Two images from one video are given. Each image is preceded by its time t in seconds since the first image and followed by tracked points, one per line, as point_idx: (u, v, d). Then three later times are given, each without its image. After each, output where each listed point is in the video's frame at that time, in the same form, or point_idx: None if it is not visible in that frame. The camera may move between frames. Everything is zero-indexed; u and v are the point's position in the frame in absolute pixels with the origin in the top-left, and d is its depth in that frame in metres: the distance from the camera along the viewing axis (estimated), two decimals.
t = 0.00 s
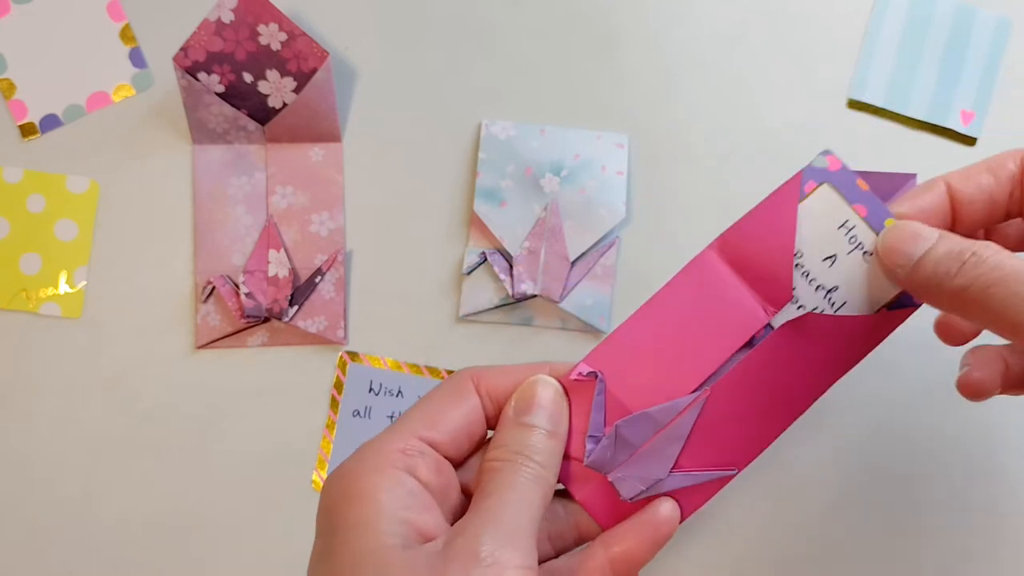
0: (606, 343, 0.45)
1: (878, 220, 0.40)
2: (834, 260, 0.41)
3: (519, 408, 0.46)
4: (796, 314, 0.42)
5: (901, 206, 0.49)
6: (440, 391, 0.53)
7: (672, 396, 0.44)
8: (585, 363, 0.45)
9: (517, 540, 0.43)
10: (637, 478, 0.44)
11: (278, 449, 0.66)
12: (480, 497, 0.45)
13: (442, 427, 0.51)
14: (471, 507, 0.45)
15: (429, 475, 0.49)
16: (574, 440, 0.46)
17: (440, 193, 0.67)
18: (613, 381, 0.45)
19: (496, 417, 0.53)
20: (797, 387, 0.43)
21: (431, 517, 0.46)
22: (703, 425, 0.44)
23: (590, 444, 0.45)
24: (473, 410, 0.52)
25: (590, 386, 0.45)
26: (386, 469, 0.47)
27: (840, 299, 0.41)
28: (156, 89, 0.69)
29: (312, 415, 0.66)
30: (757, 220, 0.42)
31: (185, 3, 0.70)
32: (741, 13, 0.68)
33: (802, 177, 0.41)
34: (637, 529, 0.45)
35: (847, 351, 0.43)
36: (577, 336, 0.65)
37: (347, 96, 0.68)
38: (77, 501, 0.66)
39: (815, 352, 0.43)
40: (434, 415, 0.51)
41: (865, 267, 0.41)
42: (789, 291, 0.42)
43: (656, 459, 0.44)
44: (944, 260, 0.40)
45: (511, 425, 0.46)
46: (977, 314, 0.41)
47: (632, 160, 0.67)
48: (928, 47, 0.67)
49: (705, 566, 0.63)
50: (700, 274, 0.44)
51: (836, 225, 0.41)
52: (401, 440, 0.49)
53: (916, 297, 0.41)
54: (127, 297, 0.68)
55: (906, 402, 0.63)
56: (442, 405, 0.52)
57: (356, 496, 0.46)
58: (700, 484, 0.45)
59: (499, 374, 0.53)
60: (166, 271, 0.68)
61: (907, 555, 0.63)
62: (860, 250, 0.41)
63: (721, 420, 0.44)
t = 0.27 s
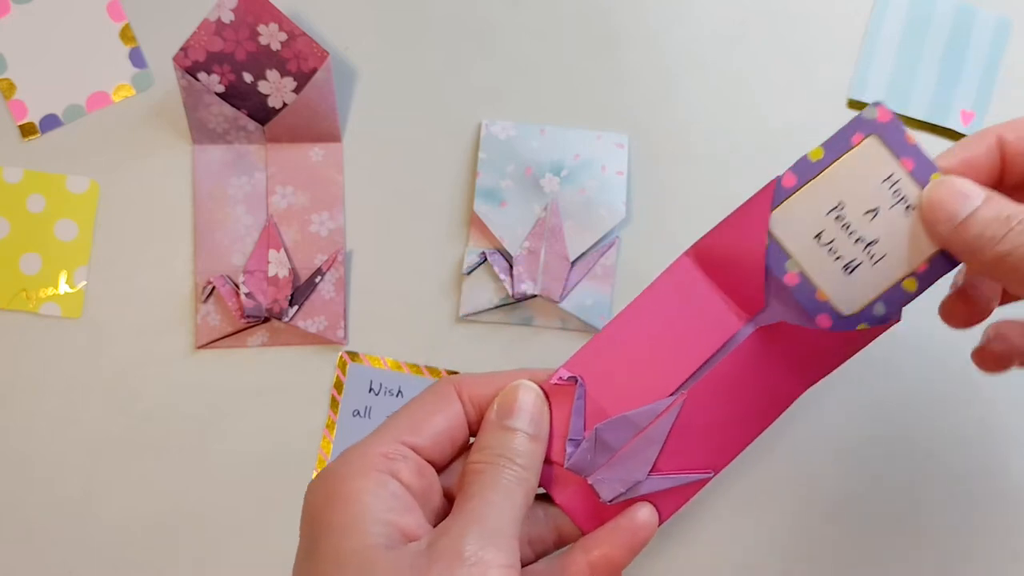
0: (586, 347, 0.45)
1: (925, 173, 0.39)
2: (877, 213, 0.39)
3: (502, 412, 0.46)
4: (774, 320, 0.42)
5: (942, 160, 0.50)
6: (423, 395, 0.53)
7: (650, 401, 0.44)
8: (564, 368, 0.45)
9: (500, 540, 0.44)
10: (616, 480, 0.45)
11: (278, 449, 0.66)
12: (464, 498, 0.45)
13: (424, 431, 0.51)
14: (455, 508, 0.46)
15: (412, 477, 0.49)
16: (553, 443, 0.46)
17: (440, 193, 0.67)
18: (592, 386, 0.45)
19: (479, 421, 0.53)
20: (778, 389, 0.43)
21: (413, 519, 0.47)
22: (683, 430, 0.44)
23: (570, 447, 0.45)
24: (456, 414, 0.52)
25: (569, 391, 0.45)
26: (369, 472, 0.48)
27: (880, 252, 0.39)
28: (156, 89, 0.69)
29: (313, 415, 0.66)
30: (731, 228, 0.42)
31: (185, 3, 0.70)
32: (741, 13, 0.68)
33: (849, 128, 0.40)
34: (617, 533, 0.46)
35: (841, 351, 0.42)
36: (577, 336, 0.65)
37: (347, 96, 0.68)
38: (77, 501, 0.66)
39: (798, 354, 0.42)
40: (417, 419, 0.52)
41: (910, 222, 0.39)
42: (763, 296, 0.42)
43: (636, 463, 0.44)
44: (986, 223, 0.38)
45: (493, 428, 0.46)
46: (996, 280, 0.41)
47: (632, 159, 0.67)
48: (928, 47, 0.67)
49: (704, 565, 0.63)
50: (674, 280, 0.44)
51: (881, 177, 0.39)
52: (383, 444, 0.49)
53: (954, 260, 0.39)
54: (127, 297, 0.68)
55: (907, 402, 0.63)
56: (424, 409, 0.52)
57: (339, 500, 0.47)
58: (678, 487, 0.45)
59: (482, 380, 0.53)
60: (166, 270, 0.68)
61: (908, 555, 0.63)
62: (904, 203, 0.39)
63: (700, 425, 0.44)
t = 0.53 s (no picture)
0: (586, 348, 0.47)
1: (972, 107, 0.37)
2: (925, 148, 0.37)
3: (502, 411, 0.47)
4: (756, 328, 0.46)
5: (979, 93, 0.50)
6: (420, 394, 0.53)
7: (645, 401, 0.46)
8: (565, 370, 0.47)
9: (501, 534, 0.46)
10: (612, 480, 0.46)
11: (278, 449, 0.66)
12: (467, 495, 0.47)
13: (423, 431, 0.51)
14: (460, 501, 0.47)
15: (411, 475, 0.50)
16: (551, 444, 0.48)
17: (440, 194, 0.67)
18: (590, 386, 0.47)
19: (474, 420, 0.53)
20: (761, 395, 0.46)
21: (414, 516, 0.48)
22: (675, 431, 0.46)
23: (568, 446, 0.47)
24: (453, 413, 0.52)
25: (569, 391, 0.47)
26: (370, 470, 0.48)
27: (930, 190, 0.37)
28: (156, 89, 0.69)
29: (313, 415, 0.66)
30: (724, 238, 0.46)
31: (185, 3, 0.70)
32: (741, 13, 0.68)
33: (894, 63, 0.39)
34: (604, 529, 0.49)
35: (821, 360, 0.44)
36: (577, 336, 0.65)
37: (347, 96, 0.68)
38: (77, 501, 0.66)
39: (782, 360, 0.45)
40: (415, 419, 0.52)
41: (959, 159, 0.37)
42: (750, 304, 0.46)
43: (630, 463, 0.46)
44: None
45: (493, 426, 0.47)
46: None
47: (632, 159, 0.67)
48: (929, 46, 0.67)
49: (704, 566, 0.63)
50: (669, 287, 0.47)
51: (929, 111, 0.38)
52: (383, 443, 0.50)
53: (1003, 207, 0.37)
54: (127, 297, 0.68)
55: (906, 402, 0.63)
56: (422, 409, 0.52)
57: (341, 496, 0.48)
58: (670, 488, 0.46)
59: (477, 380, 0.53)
60: (166, 270, 0.68)
61: (908, 554, 0.63)
62: (955, 137, 0.37)
63: (691, 427, 0.46)
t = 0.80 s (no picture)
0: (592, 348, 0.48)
1: (948, 105, 0.42)
2: (905, 140, 0.41)
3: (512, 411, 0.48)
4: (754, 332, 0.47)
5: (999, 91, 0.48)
6: (427, 395, 0.54)
7: (647, 402, 0.47)
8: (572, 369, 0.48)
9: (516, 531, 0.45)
10: (618, 479, 0.47)
11: (278, 449, 0.66)
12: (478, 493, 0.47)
13: (432, 430, 0.52)
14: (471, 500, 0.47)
15: (422, 474, 0.50)
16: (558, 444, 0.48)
17: (440, 194, 0.67)
18: (596, 385, 0.47)
19: (482, 419, 0.55)
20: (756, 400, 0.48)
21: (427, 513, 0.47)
22: (675, 432, 0.47)
23: (575, 445, 0.47)
24: (462, 411, 0.54)
25: (575, 391, 0.48)
26: (381, 467, 0.48)
27: (912, 183, 0.41)
28: (156, 89, 0.69)
29: (312, 415, 0.66)
30: (723, 243, 0.47)
31: (185, 3, 0.70)
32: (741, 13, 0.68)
33: (874, 59, 0.43)
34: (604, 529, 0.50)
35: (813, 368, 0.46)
36: (576, 336, 0.65)
37: (347, 96, 0.68)
38: (77, 501, 0.66)
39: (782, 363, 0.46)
40: (422, 418, 0.52)
41: (935, 153, 0.41)
42: (751, 306, 0.47)
43: (635, 462, 0.47)
44: None
45: (503, 426, 0.48)
46: None
47: (632, 159, 0.67)
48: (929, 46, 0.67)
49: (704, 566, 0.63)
50: (671, 288, 0.48)
51: (907, 106, 0.42)
52: (394, 441, 0.50)
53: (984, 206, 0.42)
54: (127, 297, 0.68)
55: (906, 402, 0.63)
56: (430, 409, 0.53)
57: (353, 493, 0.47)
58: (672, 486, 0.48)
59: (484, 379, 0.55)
60: (166, 270, 0.68)
61: (908, 554, 0.63)
62: (930, 131, 0.41)
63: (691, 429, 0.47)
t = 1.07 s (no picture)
0: (604, 347, 0.48)
1: (869, 143, 0.41)
2: (843, 197, 0.41)
3: (525, 408, 0.48)
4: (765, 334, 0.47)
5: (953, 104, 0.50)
6: (438, 391, 0.54)
7: (659, 403, 0.47)
8: (585, 368, 0.48)
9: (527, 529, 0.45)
10: (629, 477, 0.47)
11: (277, 449, 0.66)
12: (490, 491, 0.47)
13: (443, 426, 0.52)
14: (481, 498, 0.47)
15: (433, 469, 0.50)
16: (569, 442, 0.48)
17: (440, 194, 0.67)
18: (609, 385, 0.48)
19: (493, 414, 0.55)
20: (767, 404, 0.48)
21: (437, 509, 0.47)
22: (686, 433, 0.48)
23: (587, 442, 0.47)
24: (473, 407, 0.54)
25: (588, 390, 0.48)
26: (392, 462, 0.48)
27: (867, 233, 0.41)
28: (156, 89, 0.69)
29: (313, 415, 0.66)
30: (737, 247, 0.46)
31: (185, 4, 0.70)
32: (741, 12, 0.68)
33: (782, 127, 0.43)
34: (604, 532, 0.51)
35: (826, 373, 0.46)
36: (576, 336, 0.65)
37: (347, 96, 0.68)
38: (76, 501, 0.66)
39: (790, 366, 0.47)
40: (434, 413, 0.53)
41: (874, 196, 0.41)
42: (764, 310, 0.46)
43: (645, 461, 0.47)
44: (997, 195, 0.41)
45: (515, 423, 0.48)
46: None
47: (632, 159, 0.67)
48: (929, 46, 0.66)
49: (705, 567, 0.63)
50: (679, 294, 0.48)
51: (831, 162, 0.42)
52: (404, 436, 0.50)
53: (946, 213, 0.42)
54: (127, 297, 0.68)
55: (906, 401, 0.63)
56: (441, 404, 0.53)
57: (363, 489, 0.47)
58: (682, 488, 0.48)
59: (496, 375, 0.55)
60: (166, 271, 0.68)
61: (907, 554, 0.63)
62: (863, 176, 0.41)
63: (702, 431, 0.48)
